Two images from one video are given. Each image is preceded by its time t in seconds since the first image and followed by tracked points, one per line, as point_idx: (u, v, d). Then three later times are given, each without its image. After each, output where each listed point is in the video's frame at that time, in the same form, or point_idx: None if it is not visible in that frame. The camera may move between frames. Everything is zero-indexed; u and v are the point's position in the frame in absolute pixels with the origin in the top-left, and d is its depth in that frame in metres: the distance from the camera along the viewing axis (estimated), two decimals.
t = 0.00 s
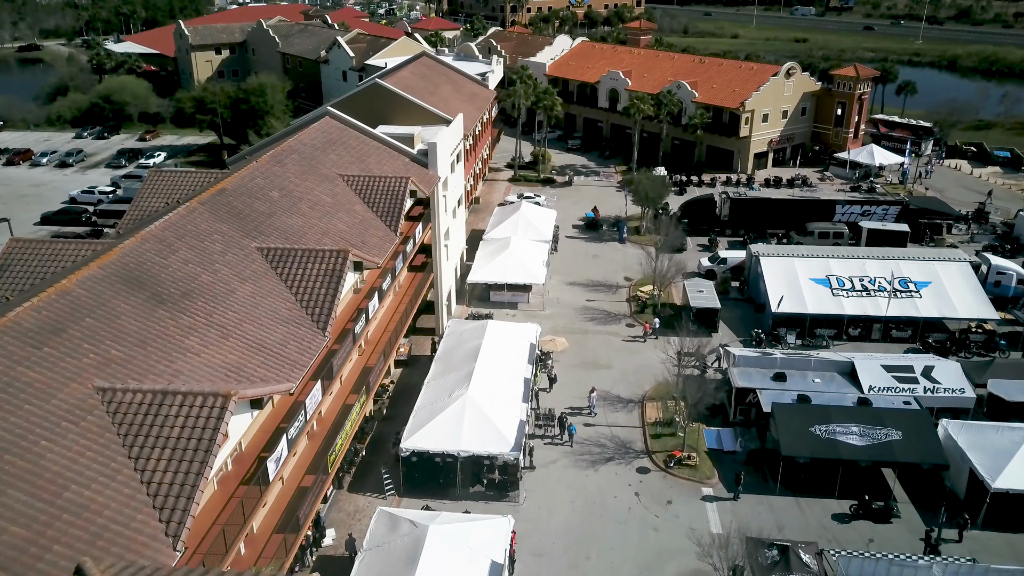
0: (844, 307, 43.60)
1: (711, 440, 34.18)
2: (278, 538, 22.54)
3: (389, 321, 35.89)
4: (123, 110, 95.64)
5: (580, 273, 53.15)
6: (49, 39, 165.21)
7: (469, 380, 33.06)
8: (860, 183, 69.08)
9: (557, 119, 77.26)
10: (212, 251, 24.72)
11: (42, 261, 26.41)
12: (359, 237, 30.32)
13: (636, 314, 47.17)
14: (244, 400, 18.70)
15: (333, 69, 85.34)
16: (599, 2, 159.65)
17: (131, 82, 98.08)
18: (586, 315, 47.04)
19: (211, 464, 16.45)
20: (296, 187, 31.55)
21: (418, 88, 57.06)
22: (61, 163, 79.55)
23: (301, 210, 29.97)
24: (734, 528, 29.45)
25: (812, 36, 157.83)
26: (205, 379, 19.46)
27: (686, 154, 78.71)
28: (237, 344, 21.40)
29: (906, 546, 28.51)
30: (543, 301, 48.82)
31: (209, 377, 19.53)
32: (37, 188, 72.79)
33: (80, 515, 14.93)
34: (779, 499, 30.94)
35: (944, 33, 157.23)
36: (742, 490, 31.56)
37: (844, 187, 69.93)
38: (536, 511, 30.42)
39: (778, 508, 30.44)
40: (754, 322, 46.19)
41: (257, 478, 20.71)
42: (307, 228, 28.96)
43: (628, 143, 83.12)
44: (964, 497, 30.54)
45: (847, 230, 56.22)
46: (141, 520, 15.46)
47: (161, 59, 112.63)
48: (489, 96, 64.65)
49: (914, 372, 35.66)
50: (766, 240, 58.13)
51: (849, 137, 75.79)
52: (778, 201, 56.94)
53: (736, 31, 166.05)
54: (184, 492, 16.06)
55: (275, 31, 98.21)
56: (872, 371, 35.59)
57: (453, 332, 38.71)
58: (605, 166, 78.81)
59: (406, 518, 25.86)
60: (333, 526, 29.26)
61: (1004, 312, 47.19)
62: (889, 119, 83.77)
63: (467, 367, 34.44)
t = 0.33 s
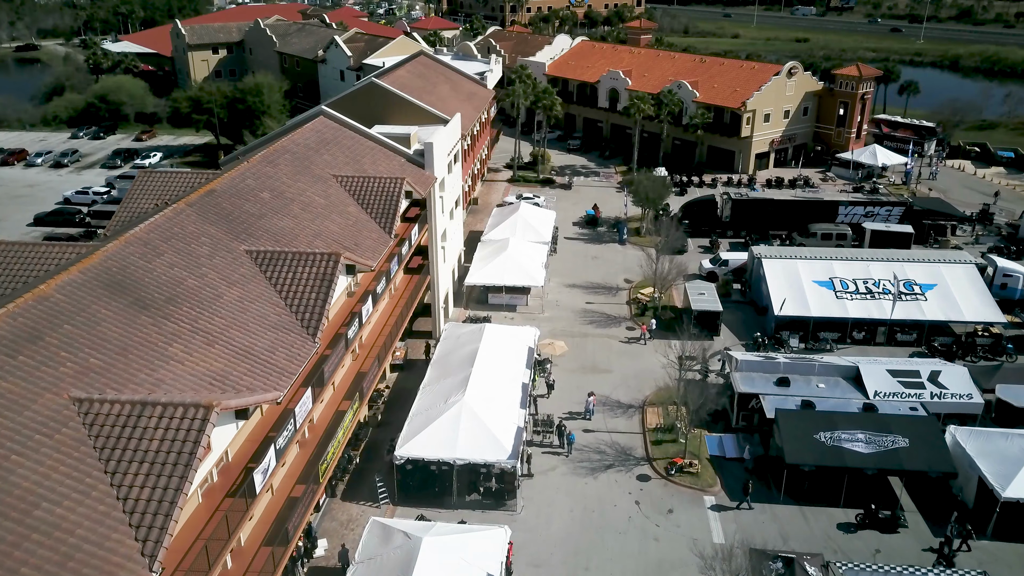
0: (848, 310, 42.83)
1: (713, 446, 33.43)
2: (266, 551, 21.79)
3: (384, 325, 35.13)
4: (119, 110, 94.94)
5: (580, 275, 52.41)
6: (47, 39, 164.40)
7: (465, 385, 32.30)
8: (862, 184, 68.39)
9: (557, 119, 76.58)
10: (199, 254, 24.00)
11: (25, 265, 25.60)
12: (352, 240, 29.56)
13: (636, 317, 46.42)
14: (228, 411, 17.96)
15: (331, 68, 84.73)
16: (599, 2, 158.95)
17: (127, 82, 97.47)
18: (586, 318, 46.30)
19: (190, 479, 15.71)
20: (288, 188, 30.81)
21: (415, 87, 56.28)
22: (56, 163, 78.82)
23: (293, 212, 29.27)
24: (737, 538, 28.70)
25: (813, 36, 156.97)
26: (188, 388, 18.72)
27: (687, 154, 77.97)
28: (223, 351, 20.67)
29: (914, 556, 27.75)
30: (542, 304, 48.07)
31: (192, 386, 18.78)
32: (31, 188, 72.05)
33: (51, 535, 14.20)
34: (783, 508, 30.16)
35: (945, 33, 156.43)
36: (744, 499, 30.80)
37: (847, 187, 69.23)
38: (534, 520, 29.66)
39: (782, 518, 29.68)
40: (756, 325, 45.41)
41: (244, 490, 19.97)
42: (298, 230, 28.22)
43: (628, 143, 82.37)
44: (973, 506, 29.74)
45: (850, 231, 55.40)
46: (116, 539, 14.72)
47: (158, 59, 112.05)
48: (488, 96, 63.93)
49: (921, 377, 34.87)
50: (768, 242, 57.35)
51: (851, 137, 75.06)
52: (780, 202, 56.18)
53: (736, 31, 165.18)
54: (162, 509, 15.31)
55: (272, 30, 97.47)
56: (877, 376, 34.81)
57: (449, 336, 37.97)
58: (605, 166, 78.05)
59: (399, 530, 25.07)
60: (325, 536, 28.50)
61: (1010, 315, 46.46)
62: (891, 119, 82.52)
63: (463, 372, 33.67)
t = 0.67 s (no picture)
0: (853, 314, 41.97)
1: (716, 454, 32.62)
2: (252, 568, 20.98)
3: (379, 330, 34.27)
4: (115, 109, 94.17)
5: (579, 277, 51.55)
6: (44, 39, 163.70)
7: (461, 392, 31.45)
8: (866, 185, 67.48)
9: (556, 119, 75.79)
10: (184, 258, 23.14)
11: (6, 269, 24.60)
12: (344, 242, 28.73)
13: (636, 320, 45.53)
14: (209, 424, 17.11)
15: (328, 67, 84.21)
16: (599, 2, 158.16)
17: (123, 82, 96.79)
18: (585, 321, 45.42)
19: (165, 498, 14.85)
20: (279, 189, 29.99)
21: (412, 86, 55.46)
22: (50, 163, 77.96)
23: (283, 214, 28.42)
24: (740, 550, 27.82)
25: (815, 36, 155.92)
26: (167, 399, 17.87)
27: (688, 155, 77.17)
28: (207, 359, 19.84)
29: (924, 570, 26.85)
30: (541, 306, 47.19)
31: (171, 398, 17.94)
32: (25, 189, 71.19)
33: (15, 559, 13.37)
34: (788, 519, 29.30)
35: (948, 33, 155.32)
36: (748, 510, 29.91)
37: (850, 188, 68.39)
38: (532, 531, 28.78)
39: (787, 529, 28.80)
40: (759, 329, 44.57)
41: (227, 505, 19.15)
42: (288, 233, 27.37)
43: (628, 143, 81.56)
44: (984, 517, 28.83)
45: (854, 233, 54.48)
46: (84, 563, 13.87)
47: (155, 58, 111.56)
48: (487, 95, 63.09)
49: (928, 384, 33.99)
50: (771, 243, 56.20)
51: (854, 137, 74.20)
52: (783, 202, 55.27)
53: (737, 31, 164.10)
54: (134, 531, 14.44)
55: (270, 30, 96.61)
56: (884, 383, 33.94)
57: (446, 340, 37.12)
58: (605, 167, 77.19)
59: (391, 543, 24.21)
60: (316, 548, 27.59)
61: (1018, 318, 45.61)
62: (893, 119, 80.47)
63: (459, 378, 32.78)
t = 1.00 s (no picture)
0: (857, 317, 41.18)
1: (718, 461, 31.84)
2: None
3: (374, 333, 33.51)
4: (111, 109, 93.49)
5: (579, 279, 50.81)
6: (42, 38, 162.96)
7: (458, 398, 30.69)
8: (869, 186, 66.75)
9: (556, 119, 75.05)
10: (169, 261, 22.38)
11: None
12: (337, 244, 27.96)
13: (637, 323, 44.78)
14: (190, 436, 16.33)
15: (325, 67, 83.59)
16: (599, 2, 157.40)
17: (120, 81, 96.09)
18: (585, 324, 44.66)
19: (140, 515, 14.07)
20: (270, 190, 29.23)
21: (410, 85, 54.72)
22: (45, 163, 77.23)
23: (274, 215, 27.67)
24: (744, 561, 27.04)
25: (817, 36, 155.09)
26: (147, 409, 17.11)
27: (689, 155, 76.41)
28: (191, 367, 19.08)
29: None
30: (540, 309, 46.42)
31: (152, 408, 17.18)
32: (19, 189, 70.42)
33: None
34: (793, 528, 28.51)
35: (949, 33, 154.45)
36: (752, 519, 29.11)
37: (853, 189, 67.67)
38: (530, 541, 28.01)
39: (793, 539, 28.01)
40: (762, 332, 43.80)
41: (211, 519, 18.41)
42: (279, 234, 26.63)
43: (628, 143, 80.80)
44: (995, 527, 28.05)
45: (858, 234, 53.78)
46: None
47: (152, 57, 110.94)
48: (486, 95, 62.29)
49: (936, 389, 33.20)
50: (774, 245, 55.30)
51: (857, 137, 73.46)
52: (785, 203, 54.51)
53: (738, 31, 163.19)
54: (107, 551, 13.67)
55: (268, 29, 95.97)
56: (890, 388, 33.15)
57: (442, 343, 36.35)
58: (605, 167, 76.43)
59: (384, 555, 23.38)
60: (308, 559, 26.78)
61: None
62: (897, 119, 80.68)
63: (456, 383, 31.99)
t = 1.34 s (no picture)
0: (864, 320, 40.29)
1: (722, 470, 30.97)
2: None
3: (368, 338, 32.65)
4: (107, 108, 92.59)
5: (579, 281, 49.92)
6: (41, 38, 161.92)
7: (455, 404, 29.81)
8: (873, 186, 65.91)
9: (556, 118, 74.16)
10: (152, 265, 21.49)
11: None
12: (329, 247, 27.07)
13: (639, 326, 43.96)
14: (167, 452, 15.42)
15: (323, 66, 82.76)
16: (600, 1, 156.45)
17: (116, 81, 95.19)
18: (585, 327, 43.75)
19: (110, 538, 13.19)
20: (260, 191, 28.37)
21: (407, 84, 53.85)
22: (40, 163, 76.37)
23: (264, 217, 26.78)
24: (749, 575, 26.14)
25: (818, 36, 154.15)
26: (125, 422, 16.22)
27: (691, 155, 75.53)
28: (172, 376, 18.20)
29: None
30: (539, 312, 45.54)
31: (129, 421, 16.29)
32: (12, 190, 69.55)
33: None
34: (800, 541, 27.60)
35: (952, 32, 153.39)
36: (758, 530, 28.21)
37: (857, 189, 66.80)
38: (529, 552, 27.12)
39: (800, 552, 27.10)
40: (765, 335, 42.91)
41: (193, 536, 17.55)
42: (269, 237, 25.75)
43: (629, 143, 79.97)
44: (1008, 540, 27.14)
45: (863, 235, 53.04)
46: None
47: (149, 57, 110.07)
48: (485, 94, 61.39)
49: (946, 396, 32.31)
50: (777, 246, 54.56)
51: (861, 137, 72.57)
52: (789, 204, 53.65)
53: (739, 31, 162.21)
54: None
55: (265, 28, 95.14)
56: (899, 394, 32.26)
57: (439, 348, 35.48)
58: (605, 167, 75.54)
59: (377, 571, 22.50)
60: (298, 572, 25.88)
61: None
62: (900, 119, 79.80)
63: (453, 389, 31.10)
